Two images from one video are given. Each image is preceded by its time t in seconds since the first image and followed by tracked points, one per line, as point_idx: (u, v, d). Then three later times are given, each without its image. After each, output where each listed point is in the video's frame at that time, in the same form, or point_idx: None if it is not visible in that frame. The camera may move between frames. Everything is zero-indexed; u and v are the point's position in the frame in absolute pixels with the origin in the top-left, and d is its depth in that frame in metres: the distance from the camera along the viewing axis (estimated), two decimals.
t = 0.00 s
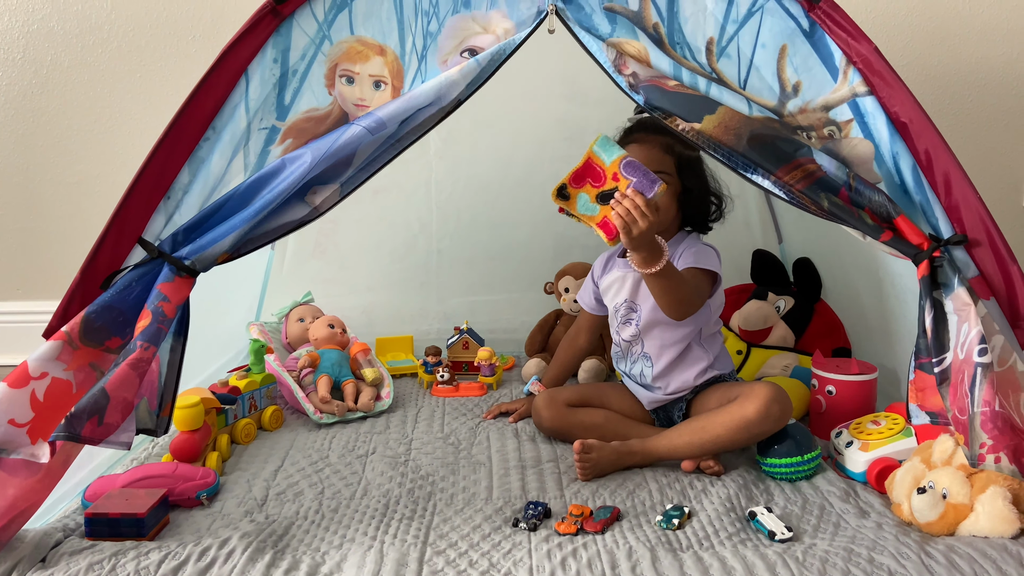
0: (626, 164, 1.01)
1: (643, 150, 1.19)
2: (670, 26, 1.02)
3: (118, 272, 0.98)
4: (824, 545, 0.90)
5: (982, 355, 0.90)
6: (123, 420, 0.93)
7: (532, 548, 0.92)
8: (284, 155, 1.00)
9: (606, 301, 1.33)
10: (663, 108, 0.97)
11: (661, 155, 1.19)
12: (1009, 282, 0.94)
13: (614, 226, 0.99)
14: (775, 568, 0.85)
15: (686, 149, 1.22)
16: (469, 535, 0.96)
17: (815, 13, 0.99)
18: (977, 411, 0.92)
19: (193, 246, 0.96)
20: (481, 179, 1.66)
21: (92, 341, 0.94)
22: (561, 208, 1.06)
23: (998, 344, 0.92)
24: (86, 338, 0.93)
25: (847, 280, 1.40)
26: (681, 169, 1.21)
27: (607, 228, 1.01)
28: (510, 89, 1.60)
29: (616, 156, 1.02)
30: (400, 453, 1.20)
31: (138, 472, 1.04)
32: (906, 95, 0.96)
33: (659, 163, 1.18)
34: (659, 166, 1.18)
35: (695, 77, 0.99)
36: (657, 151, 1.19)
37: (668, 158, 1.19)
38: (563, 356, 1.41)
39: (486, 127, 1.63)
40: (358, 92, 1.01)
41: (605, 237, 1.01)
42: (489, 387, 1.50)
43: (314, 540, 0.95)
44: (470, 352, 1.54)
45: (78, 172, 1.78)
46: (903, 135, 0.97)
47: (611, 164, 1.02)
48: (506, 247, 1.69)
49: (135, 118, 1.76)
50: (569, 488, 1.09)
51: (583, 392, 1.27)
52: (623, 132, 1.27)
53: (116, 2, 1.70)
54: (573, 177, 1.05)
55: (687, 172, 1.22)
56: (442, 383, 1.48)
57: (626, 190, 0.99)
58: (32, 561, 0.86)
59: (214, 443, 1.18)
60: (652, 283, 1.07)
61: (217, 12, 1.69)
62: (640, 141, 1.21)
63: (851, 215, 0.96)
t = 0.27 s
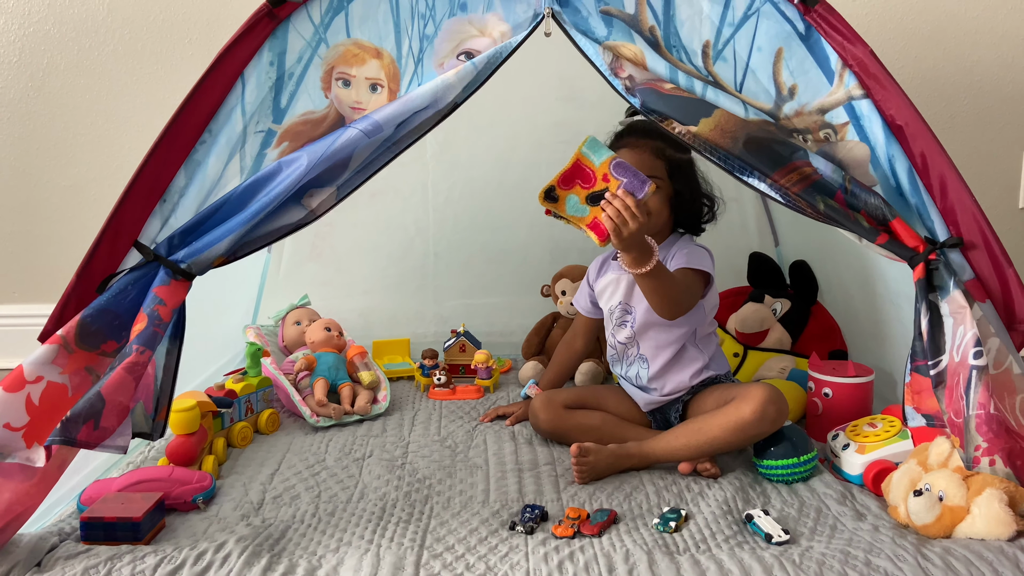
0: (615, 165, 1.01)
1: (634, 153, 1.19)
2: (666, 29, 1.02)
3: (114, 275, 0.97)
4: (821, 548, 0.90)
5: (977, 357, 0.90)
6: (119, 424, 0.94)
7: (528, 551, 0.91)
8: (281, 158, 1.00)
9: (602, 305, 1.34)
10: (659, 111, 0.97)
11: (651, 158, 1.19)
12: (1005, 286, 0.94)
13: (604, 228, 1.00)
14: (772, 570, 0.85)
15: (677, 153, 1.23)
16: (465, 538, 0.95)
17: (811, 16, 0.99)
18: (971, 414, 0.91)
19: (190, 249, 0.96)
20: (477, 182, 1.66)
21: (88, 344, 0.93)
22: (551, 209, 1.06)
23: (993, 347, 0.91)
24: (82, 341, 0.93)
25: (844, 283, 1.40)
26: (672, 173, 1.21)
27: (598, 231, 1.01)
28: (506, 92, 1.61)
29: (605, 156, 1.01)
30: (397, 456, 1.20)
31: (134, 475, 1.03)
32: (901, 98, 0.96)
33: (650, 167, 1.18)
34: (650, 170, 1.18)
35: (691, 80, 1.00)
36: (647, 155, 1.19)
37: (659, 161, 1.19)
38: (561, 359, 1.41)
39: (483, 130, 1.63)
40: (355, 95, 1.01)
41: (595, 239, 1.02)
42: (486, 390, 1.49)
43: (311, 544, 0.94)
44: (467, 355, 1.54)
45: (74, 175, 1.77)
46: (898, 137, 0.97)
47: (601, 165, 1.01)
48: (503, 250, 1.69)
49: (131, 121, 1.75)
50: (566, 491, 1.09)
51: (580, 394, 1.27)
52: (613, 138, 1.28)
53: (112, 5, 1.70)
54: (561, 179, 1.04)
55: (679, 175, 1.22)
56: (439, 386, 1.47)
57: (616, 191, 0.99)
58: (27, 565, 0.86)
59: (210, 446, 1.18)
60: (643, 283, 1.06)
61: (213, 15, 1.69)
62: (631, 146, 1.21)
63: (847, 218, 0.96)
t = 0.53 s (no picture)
0: (602, 168, 1.00)
1: (626, 158, 1.19)
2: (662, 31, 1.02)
3: (108, 276, 0.97)
4: (817, 550, 0.90)
5: (972, 360, 0.90)
6: (114, 426, 0.93)
7: (524, 554, 0.91)
8: (276, 160, 1.00)
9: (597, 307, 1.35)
10: (655, 113, 0.98)
11: (644, 163, 1.19)
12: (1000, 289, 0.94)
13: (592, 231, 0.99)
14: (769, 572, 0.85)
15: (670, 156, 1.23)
16: (461, 541, 0.95)
17: (806, 18, 0.99)
18: (966, 416, 0.91)
19: (184, 251, 0.96)
20: (474, 185, 1.66)
21: (82, 346, 0.93)
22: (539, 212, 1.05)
23: (986, 348, 0.92)
24: (76, 344, 0.93)
25: (839, 285, 1.40)
26: (665, 175, 1.21)
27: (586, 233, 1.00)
28: (502, 94, 1.61)
29: (592, 160, 1.01)
30: (393, 459, 1.20)
31: (128, 478, 1.03)
32: (896, 101, 0.96)
33: (643, 171, 1.18)
34: (643, 174, 1.18)
35: (686, 82, 1.00)
36: (640, 159, 1.19)
37: (652, 165, 1.20)
38: (556, 364, 1.40)
39: (480, 132, 1.64)
40: (351, 97, 1.01)
41: (583, 242, 1.01)
42: (483, 393, 1.49)
43: (306, 547, 0.94)
44: (463, 357, 1.54)
45: (70, 178, 1.77)
46: (893, 140, 0.97)
47: (588, 168, 1.01)
48: (499, 252, 1.69)
49: (127, 123, 1.75)
50: (562, 493, 1.08)
51: (576, 396, 1.26)
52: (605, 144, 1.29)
53: (108, 8, 1.69)
54: (548, 183, 1.03)
55: (672, 178, 1.22)
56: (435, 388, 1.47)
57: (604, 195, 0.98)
58: (20, 568, 0.85)
59: (205, 449, 1.17)
60: (634, 285, 1.07)
61: (209, 17, 1.69)
62: (624, 150, 1.22)
63: (842, 219, 0.96)
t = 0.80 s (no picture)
0: (610, 181, 0.97)
1: (624, 162, 1.19)
2: (658, 35, 1.02)
3: (104, 279, 0.97)
4: (813, 554, 0.90)
5: (968, 363, 0.90)
6: (108, 430, 0.93)
7: (521, 558, 0.91)
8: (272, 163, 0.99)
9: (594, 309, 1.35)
10: (652, 117, 0.98)
11: (643, 166, 1.19)
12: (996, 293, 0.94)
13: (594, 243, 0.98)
14: None
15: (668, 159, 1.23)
16: (458, 544, 0.95)
17: (802, 22, 1.00)
18: (963, 420, 0.91)
19: (180, 254, 0.95)
20: (471, 187, 1.66)
21: (77, 350, 0.93)
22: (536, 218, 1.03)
23: (983, 352, 0.92)
24: (71, 347, 0.92)
25: (836, 288, 1.41)
26: (664, 179, 1.21)
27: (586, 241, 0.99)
28: (499, 97, 1.61)
29: (600, 172, 0.98)
30: (389, 462, 1.20)
31: (124, 482, 1.03)
32: (892, 104, 0.96)
33: (641, 175, 1.19)
34: (641, 178, 1.19)
35: (683, 86, 1.00)
36: (639, 163, 1.19)
37: (650, 168, 1.20)
38: (553, 366, 1.40)
39: (476, 135, 1.64)
40: (347, 100, 1.01)
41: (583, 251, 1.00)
42: (479, 396, 1.49)
43: (302, 551, 0.94)
44: (460, 360, 1.54)
45: (65, 181, 1.77)
46: (889, 144, 0.97)
47: (595, 181, 0.97)
48: (495, 255, 1.69)
49: (123, 125, 1.75)
50: (558, 497, 1.08)
51: (573, 398, 1.26)
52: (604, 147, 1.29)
53: (104, 10, 1.69)
54: (553, 192, 1.00)
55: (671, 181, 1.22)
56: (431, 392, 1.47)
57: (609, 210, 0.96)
58: (15, 572, 0.85)
59: (201, 452, 1.17)
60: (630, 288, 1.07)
61: (206, 20, 1.69)
62: (622, 153, 1.21)
63: (838, 223, 0.96)
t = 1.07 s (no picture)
0: (594, 221, 1.03)
1: (627, 170, 1.19)
2: (656, 37, 1.02)
3: (100, 281, 0.97)
4: (811, 556, 0.90)
5: (965, 366, 0.90)
6: (104, 432, 0.92)
7: (518, 561, 0.91)
8: (270, 164, 0.99)
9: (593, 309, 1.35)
10: (649, 120, 0.97)
11: (646, 174, 1.19)
12: (993, 295, 0.94)
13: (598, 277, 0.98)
14: None
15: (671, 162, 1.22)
16: (455, 547, 0.95)
17: (800, 26, 1.00)
18: (960, 423, 0.91)
19: (177, 255, 0.95)
20: (468, 189, 1.66)
21: (74, 351, 0.92)
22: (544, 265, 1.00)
23: (980, 354, 0.92)
24: (67, 348, 0.92)
25: (833, 291, 1.41)
26: (666, 185, 1.21)
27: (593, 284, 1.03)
28: (497, 99, 1.61)
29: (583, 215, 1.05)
30: (386, 465, 1.19)
31: (120, 484, 1.02)
32: (889, 108, 0.97)
33: (644, 184, 1.18)
34: (644, 186, 1.18)
35: (680, 88, 1.00)
36: (642, 171, 1.19)
37: (653, 176, 1.19)
38: (550, 368, 1.40)
39: (474, 137, 1.63)
40: (345, 101, 1.01)
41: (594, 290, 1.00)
42: (476, 399, 1.49)
43: (298, 553, 0.93)
44: (457, 363, 1.53)
45: (62, 182, 1.76)
46: (886, 147, 0.97)
47: (580, 224, 1.04)
48: (493, 257, 1.69)
49: (121, 127, 1.74)
50: (556, 500, 1.08)
51: (571, 400, 1.26)
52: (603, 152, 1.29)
53: (102, 11, 1.69)
54: (546, 242, 1.08)
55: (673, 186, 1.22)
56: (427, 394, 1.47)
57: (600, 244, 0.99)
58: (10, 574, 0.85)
59: (198, 455, 1.17)
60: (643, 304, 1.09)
61: (204, 22, 1.69)
62: (625, 160, 1.21)
63: (836, 226, 0.96)
